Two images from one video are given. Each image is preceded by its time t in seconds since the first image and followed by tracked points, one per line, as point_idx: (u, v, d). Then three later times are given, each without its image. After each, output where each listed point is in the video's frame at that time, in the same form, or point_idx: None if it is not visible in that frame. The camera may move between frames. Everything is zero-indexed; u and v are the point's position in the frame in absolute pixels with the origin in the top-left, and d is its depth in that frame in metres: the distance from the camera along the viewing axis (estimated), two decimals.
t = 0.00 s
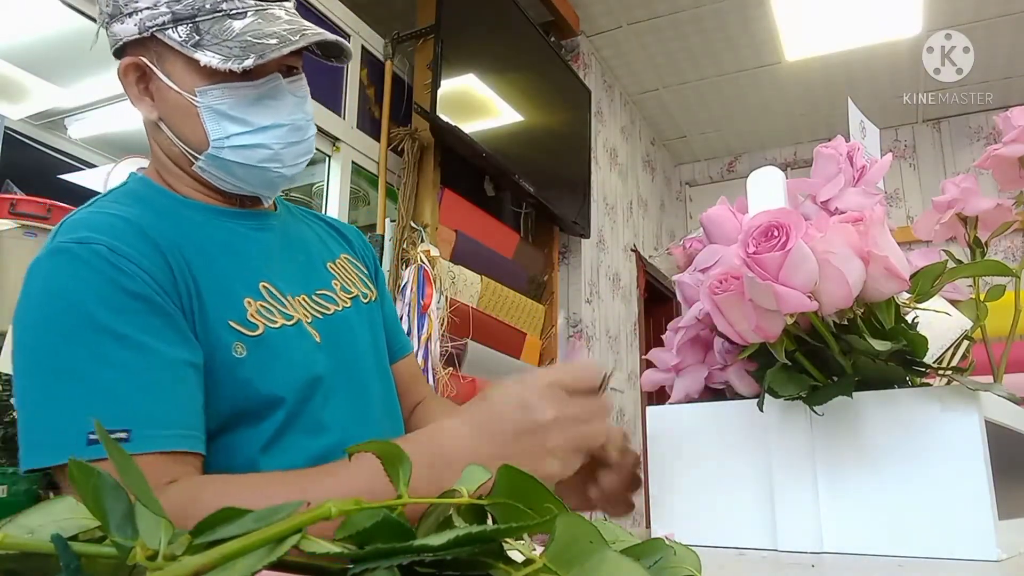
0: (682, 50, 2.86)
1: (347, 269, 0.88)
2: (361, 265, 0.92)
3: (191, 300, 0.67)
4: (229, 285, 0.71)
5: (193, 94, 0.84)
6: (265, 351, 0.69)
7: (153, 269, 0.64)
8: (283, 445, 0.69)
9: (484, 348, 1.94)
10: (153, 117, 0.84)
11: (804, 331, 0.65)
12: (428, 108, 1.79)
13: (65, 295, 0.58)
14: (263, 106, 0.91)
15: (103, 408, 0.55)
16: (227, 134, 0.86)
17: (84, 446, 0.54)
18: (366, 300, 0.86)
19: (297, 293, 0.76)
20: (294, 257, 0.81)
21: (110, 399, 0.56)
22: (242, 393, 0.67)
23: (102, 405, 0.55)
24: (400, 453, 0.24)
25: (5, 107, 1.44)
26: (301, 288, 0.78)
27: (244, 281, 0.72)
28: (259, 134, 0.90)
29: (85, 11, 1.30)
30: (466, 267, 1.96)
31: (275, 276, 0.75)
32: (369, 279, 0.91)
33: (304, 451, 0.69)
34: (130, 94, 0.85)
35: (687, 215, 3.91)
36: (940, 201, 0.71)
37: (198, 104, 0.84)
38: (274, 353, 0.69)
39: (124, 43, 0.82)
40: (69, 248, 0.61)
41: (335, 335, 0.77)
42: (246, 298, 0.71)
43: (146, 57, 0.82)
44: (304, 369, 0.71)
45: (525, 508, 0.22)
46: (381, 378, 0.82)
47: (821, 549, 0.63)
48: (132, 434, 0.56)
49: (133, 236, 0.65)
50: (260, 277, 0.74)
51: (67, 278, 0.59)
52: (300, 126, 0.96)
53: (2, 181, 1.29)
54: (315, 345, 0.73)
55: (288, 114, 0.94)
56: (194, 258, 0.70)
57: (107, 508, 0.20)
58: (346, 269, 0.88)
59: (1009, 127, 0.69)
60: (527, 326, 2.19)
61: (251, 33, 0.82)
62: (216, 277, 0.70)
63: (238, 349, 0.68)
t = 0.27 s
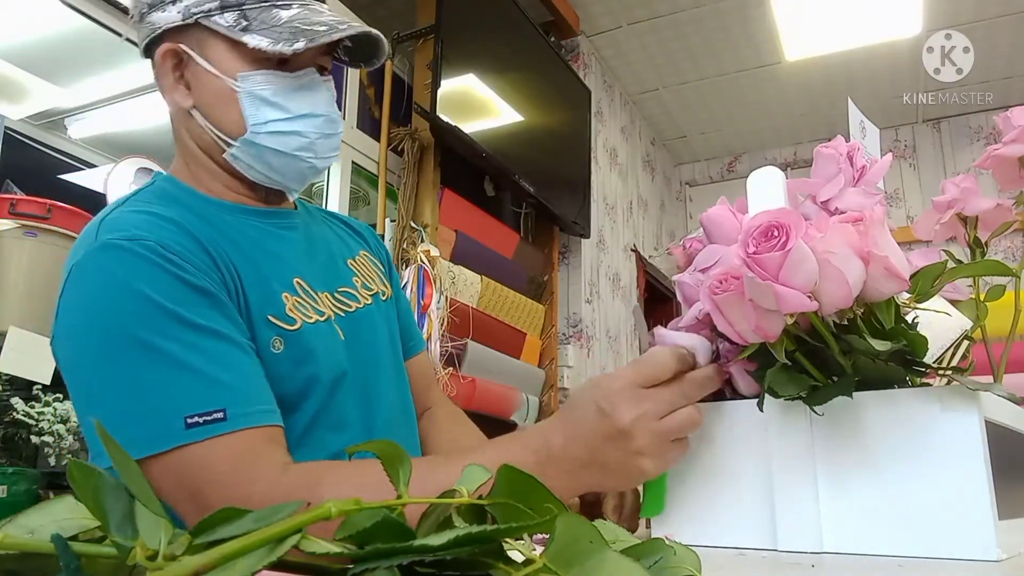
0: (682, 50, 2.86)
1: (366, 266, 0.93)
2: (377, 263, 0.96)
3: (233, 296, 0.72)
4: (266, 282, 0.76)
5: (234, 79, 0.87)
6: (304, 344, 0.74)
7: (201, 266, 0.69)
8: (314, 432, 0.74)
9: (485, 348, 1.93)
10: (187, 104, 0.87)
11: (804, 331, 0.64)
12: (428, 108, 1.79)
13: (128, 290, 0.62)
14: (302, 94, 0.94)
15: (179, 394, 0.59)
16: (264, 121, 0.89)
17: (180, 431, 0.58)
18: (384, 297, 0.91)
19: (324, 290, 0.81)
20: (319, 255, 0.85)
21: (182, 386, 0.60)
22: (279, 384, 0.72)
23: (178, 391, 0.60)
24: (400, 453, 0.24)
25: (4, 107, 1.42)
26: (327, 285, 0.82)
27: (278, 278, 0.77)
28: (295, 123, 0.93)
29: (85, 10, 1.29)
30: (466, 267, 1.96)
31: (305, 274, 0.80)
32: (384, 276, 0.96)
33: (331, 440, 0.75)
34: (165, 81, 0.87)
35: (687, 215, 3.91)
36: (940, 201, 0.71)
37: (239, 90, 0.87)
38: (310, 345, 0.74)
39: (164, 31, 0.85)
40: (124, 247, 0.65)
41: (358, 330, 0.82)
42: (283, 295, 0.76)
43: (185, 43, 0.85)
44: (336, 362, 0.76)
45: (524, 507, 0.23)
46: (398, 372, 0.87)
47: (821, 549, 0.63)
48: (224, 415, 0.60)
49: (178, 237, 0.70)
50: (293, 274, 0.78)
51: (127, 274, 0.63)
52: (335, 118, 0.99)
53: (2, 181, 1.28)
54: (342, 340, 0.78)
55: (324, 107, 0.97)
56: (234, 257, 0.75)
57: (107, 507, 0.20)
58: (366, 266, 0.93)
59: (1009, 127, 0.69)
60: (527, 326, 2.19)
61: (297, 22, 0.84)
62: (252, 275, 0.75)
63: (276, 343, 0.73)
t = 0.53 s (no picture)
0: (682, 50, 2.86)
1: (376, 269, 0.93)
2: (386, 267, 0.97)
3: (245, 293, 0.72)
4: (278, 280, 0.76)
5: (279, 67, 0.91)
6: (312, 344, 0.74)
7: (214, 262, 0.69)
8: (319, 432, 0.74)
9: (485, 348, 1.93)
10: (221, 88, 0.90)
11: (804, 331, 0.64)
12: (428, 108, 1.79)
13: (140, 282, 0.62)
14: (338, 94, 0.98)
15: (186, 389, 0.60)
16: (298, 110, 0.92)
17: (184, 426, 0.58)
18: (392, 301, 0.91)
19: (334, 291, 0.81)
20: (330, 256, 0.86)
21: (191, 380, 0.60)
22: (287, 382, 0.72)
23: (185, 386, 0.60)
24: (400, 453, 0.24)
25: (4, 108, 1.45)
26: (337, 286, 0.83)
27: (290, 276, 0.77)
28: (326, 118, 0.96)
29: (85, 11, 1.28)
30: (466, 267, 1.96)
31: (317, 273, 0.81)
32: (393, 279, 0.96)
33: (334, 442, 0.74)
34: (201, 65, 0.90)
35: (687, 215, 3.91)
36: (940, 201, 0.71)
37: (279, 77, 0.91)
38: (319, 346, 0.74)
39: (208, 16, 0.89)
40: (138, 239, 0.65)
41: (366, 333, 0.82)
42: (294, 293, 0.76)
43: (229, 30, 0.89)
44: (343, 365, 0.76)
45: (525, 507, 0.23)
46: (405, 376, 0.88)
47: (821, 549, 0.63)
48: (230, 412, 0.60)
49: (193, 232, 0.70)
50: (305, 273, 0.79)
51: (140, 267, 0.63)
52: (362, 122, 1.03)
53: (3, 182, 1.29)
54: (350, 342, 0.79)
55: (355, 106, 1.02)
56: (247, 254, 0.75)
57: (107, 507, 0.20)
58: (375, 269, 0.93)
59: (1009, 127, 0.69)
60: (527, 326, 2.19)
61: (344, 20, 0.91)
62: (265, 272, 0.76)
63: (287, 342, 0.73)
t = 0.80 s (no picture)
0: (682, 50, 2.86)
1: (377, 269, 0.94)
2: (387, 269, 0.97)
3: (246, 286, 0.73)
4: (278, 275, 0.76)
5: (288, 60, 0.92)
6: (311, 337, 0.74)
7: (216, 254, 0.70)
8: (319, 426, 0.74)
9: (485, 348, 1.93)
10: (229, 81, 0.90)
11: (804, 331, 0.64)
12: (428, 108, 1.79)
13: (143, 272, 0.62)
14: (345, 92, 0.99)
15: (189, 372, 0.59)
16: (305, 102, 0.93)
17: (188, 410, 0.58)
18: (393, 301, 0.91)
19: (334, 288, 0.82)
20: (330, 253, 0.86)
21: (195, 366, 0.60)
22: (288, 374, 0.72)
23: (188, 370, 0.59)
24: (400, 453, 0.24)
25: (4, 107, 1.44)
26: (337, 282, 0.83)
27: (289, 271, 0.77)
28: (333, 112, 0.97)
29: (85, 10, 1.28)
30: (466, 267, 1.96)
31: (316, 269, 0.81)
32: (394, 280, 0.96)
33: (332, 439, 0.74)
34: (208, 58, 0.90)
35: (687, 215, 3.91)
36: (941, 201, 0.71)
37: (288, 70, 0.92)
38: (319, 339, 0.74)
39: (219, 12, 0.90)
40: (140, 230, 0.65)
41: (366, 329, 0.82)
42: (293, 287, 0.76)
43: (238, 25, 0.89)
44: (342, 359, 0.76)
45: (525, 507, 0.22)
46: (405, 374, 0.87)
47: (821, 549, 0.63)
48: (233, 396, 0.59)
49: (194, 224, 0.71)
50: (305, 269, 0.79)
51: (142, 257, 0.63)
52: (364, 122, 1.05)
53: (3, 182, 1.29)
54: (350, 338, 0.79)
55: (359, 105, 1.03)
56: (248, 248, 0.75)
57: (107, 507, 0.20)
58: (376, 269, 0.94)
59: (1009, 127, 0.69)
60: (527, 326, 2.19)
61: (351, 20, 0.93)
62: (266, 266, 0.76)
63: (287, 334, 0.73)
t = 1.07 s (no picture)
0: (682, 50, 2.86)
1: (382, 274, 0.94)
2: (391, 273, 0.96)
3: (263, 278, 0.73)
4: (293, 269, 0.76)
5: (315, 63, 0.92)
6: (323, 332, 0.74)
7: (235, 245, 0.70)
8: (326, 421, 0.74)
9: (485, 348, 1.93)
10: (256, 80, 0.90)
11: (804, 331, 0.64)
12: (428, 108, 1.79)
13: (165, 260, 0.63)
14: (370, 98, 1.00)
15: (207, 358, 0.60)
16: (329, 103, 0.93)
17: (204, 394, 0.58)
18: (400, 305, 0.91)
19: (345, 287, 0.82)
20: (340, 255, 0.86)
21: (212, 353, 0.60)
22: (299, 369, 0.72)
23: (206, 357, 0.60)
24: (399, 453, 0.24)
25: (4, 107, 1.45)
26: (348, 282, 0.83)
27: (304, 266, 0.78)
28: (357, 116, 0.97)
29: (85, 10, 1.28)
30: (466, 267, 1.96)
31: (329, 267, 0.81)
32: (401, 284, 0.97)
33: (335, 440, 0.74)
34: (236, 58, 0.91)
35: (687, 215, 3.91)
36: (941, 201, 0.71)
37: (315, 71, 0.93)
38: (331, 335, 0.75)
39: (249, 14, 0.91)
40: (162, 218, 0.66)
41: (375, 330, 0.82)
42: (308, 282, 0.76)
43: (270, 28, 0.91)
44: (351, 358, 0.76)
45: (524, 508, 0.23)
46: (410, 376, 0.87)
47: (821, 548, 0.63)
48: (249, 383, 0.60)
49: (215, 215, 0.71)
50: (318, 266, 0.79)
51: (164, 245, 0.64)
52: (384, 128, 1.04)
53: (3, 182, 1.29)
54: (360, 337, 0.79)
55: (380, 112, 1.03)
56: (265, 241, 0.76)
57: (107, 507, 0.20)
58: (381, 274, 0.94)
59: (1009, 127, 0.69)
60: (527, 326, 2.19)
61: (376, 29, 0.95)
62: (283, 260, 0.76)
63: (299, 328, 0.73)
